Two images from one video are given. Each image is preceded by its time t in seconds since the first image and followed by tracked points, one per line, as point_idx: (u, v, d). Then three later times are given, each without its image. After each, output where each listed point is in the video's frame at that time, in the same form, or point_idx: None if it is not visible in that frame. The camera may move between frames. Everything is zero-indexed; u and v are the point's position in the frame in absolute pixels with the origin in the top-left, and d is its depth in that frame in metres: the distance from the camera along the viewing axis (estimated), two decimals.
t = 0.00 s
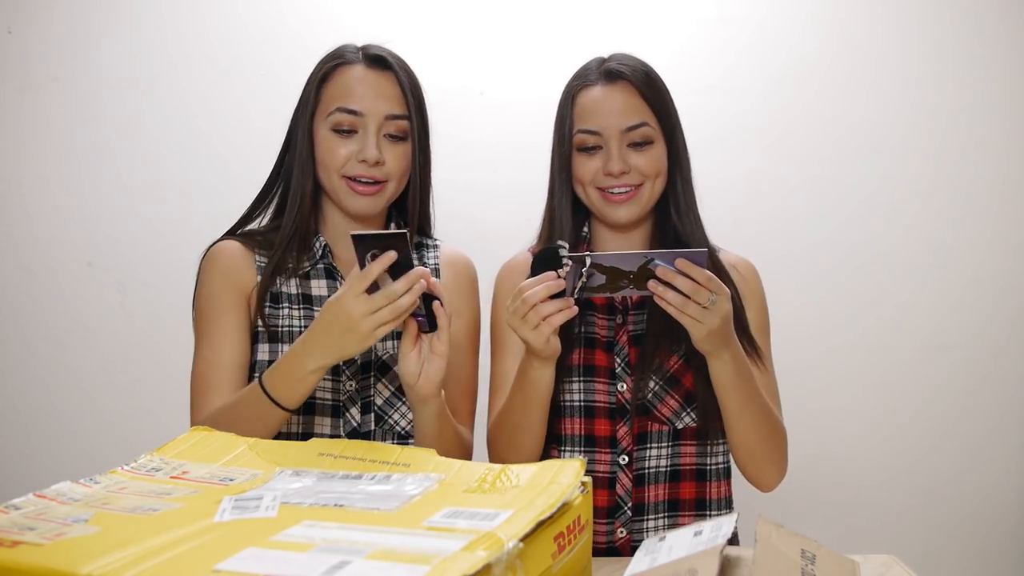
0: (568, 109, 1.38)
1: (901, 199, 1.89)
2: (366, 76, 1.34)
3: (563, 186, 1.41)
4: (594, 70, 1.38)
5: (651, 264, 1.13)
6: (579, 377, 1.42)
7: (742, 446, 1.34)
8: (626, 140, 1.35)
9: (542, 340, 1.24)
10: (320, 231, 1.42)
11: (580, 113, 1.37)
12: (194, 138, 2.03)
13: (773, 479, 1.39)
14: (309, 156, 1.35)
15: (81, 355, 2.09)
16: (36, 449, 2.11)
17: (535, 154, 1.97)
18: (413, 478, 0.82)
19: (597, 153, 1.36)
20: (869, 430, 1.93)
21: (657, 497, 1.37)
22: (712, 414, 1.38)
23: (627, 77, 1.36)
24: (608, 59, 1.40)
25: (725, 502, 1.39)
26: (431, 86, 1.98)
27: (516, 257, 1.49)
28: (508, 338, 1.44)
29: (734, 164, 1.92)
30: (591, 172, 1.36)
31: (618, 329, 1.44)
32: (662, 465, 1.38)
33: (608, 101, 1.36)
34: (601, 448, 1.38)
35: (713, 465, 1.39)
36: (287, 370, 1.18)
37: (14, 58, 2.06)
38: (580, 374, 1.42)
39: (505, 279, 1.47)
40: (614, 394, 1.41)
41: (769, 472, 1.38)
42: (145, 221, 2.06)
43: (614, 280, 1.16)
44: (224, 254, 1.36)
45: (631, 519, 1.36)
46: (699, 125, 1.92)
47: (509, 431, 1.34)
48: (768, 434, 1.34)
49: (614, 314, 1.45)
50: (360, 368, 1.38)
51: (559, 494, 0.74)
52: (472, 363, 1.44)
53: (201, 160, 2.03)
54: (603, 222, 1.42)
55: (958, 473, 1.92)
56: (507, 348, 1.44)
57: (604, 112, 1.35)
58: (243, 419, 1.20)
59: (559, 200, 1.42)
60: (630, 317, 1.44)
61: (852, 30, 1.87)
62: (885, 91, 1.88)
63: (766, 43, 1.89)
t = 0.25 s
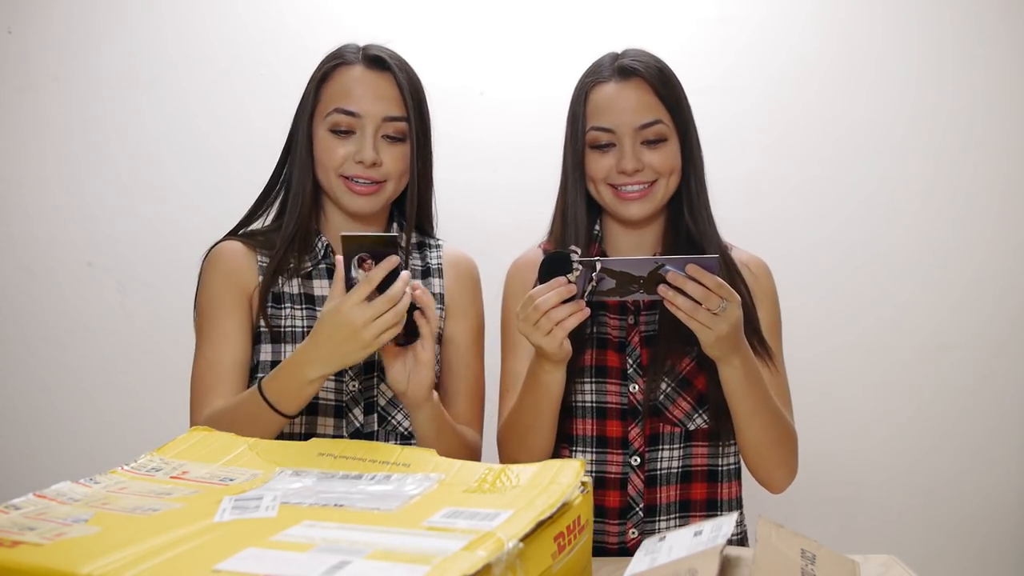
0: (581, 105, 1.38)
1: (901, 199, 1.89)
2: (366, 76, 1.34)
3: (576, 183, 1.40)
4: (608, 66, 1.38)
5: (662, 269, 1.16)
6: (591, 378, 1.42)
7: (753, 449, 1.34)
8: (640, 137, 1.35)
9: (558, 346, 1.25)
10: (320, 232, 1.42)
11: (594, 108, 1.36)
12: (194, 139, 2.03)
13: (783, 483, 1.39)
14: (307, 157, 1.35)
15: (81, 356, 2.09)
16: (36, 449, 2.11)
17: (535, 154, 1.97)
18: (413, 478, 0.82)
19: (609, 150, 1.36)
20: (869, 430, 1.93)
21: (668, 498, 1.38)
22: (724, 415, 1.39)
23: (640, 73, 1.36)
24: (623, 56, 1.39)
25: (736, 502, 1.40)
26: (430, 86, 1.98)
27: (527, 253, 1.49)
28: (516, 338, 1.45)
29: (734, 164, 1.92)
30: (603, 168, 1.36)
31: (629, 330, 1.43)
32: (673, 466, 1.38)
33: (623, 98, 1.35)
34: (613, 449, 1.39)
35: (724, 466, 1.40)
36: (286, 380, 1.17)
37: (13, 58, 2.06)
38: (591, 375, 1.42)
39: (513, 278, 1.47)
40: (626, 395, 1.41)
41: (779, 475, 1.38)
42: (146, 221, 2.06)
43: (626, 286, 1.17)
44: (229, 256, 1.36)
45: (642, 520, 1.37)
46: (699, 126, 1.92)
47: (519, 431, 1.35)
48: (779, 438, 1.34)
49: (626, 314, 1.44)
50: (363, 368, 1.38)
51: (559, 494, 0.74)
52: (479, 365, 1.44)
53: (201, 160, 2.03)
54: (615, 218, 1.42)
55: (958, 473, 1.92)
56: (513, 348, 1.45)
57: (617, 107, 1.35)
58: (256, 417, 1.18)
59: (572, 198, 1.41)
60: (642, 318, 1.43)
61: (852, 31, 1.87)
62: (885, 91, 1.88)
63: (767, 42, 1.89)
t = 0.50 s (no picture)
0: (589, 103, 1.38)
1: (901, 199, 1.89)
2: (369, 78, 1.34)
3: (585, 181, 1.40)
4: (615, 65, 1.38)
5: (662, 275, 1.15)
6: (599, 379, 1.42)
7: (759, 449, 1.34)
8: (647, 135, 1.35)
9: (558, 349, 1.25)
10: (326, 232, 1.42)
11: (603, 107, 1.36)
12: (195, 139, 2.03)
13: (791, 482, 1.39)
14: (311, 159, 1.36)
15: (81, 356, 2.09)
16: (36, 449, 2.11)
17: (535, 154, 1.97)
18: (413, 478, 0.82)
19: (617, 148, 1.36)
20: (870, 429, 1.93)
21: (676, 499, 1.38)
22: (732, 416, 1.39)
23: (647, 71, 1.36)
24: (636, 53, 1.39)
25: (744, 502, 1.40)
26: (430, 86, 1.98)
27: (536, 250, 1.49)
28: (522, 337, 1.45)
29: (734, 164, 1.92)
30: (612, 167, 1.36)
31: (638, 330, 1.43)
32: (681, 467, 1.38)
33: (630, 96, 1.35)
34: (621, 450, 1.39)
35: (732, 466, 1.40)
36: (275, 357, 1.12)
37: (13, 58, 2.06)
38: (600, 376, 1.42)
39: (521, 277, 1.47)
40: (634, 395, 1.41)
41: (786, 475, 1.38)
42: (146, 221, 2.06)
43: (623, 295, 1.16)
44: (235, 251, 1.35)
45: (649, 520, 1.37)
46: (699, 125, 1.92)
47: (526, 430, 1.35)
48: (786, 440, 1.34)
49: (635, 315, 1.44)
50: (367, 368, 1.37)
51: (559, 494, 0.74)
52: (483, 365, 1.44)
53: (201, 159, 2.03)
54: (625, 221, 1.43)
55: (958, 473, 1.92)
56: (518, 348, 1.45)
57: (625, 106, 1.35)
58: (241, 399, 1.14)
59: (582, 198, 1.42)
60: (651, 319, 1.43)
61: (852, 30, 1.87)
62: (885, 91, 1.88)
63: (767, 42, 1.89)
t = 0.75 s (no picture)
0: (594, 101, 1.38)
1: (901, 199, 1.89)
2: (370, 80, 1.34)
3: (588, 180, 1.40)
4: (621, 61, 1.38)
5: (662, 286, 1.13)
6: (600, 376, 1.42)
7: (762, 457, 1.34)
8: (652, 132, 1.35)
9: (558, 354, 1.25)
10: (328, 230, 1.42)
11: (607, 105, 1.36)
12: (195, 139, 2.03)
13: (795, 485, 1.39)
14: (312, 162, 1.36)
15: (81, 356, 2.09)
16: (36, 449, 2.11)
17: (535, 154, 1.97)
18: (413, 478, 0.82)
19: (621, 145, 1.36)
20: (869, 429, 1.93)
21: (674, 497, 1.38)
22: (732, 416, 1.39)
23: (652, 68, 1.36)
24: (643, 51, 1.39)
25: (742, 501, 1.40)
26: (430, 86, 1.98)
27: (539, 247, 1.49)
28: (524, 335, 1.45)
29: (734, 164, 1.92)
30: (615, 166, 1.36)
31: (640, 327, 1.42)
32: (680, 465, 1.38)
33: (636, 92, 1.36)
34: (620, 447, 1.40)
35: (731, 466, 1.40)
36: (268, 330, 1.10)
37: (13, 58, 2.06)
38: (601, 373, 1.42)
39: (524, 273, 1.47)
40: (635, 393, 1.41)
41: (790, 479, 1.38)
42: (146, 221, 2.06)
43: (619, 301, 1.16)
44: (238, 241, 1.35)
45: (646, 518, 1.38)
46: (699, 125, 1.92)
47: (529, 428, 1.35)
48: (788, 445, 1.34)
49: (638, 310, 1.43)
50: (366, 366, 1.38)
51: (559, 494, 0.74)
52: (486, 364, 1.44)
53: (201, 160, 2.03)
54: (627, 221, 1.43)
55: (958, 473, 1.92)
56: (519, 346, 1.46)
57: (629, 105, 1.35)
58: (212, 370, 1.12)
59: (586, 196, 1.42)
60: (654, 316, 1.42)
61: (852, 30, 1.87)
62: (885, 91, 1.88)
63: (767, 42, 1.89)
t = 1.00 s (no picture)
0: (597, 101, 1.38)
1: (900, 199, 1.89)
2: (370, 83, 1.34)
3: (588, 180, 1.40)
4: (626, 60, 1.38)
5: (658, 271, 1.15)
6: (597, 374, 1.42)
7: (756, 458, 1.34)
8: (654, 132, 1.36)
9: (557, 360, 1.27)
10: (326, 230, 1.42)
11: (609, 106, 1.37)
12: (195, 139, 2.03)
13: (791, 483, 1.40)
14: (313, 163, 1.36)
15: (81, 356, 2.09)
16: (36, 449, 2.11)
17: (535, 154, 1.97)
18: (413, 478, 0.82)
19: (623, 145, 1.36)
20: (869, 429, 1.93)
21: (671, 495, 1.38)
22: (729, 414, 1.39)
23: (655, 69, 1.36)
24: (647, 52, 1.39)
25: (740, 500, 1.40)
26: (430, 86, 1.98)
27: (534, 247, 1.49)
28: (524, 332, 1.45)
29: (734, 164, 1.92)
30: (614, 168, 1.36)
31: (637, 325, 1.43)
32: (677, 464, 1.38)
33: (639, 92, 1.36)
34: (616, 446, 1.39)
35: (729, 464, 1.40)
36: (275, 334, 1.13)
37: (13, 58, 2.06)
38: (597, 372, 1.42)
39: (524, 269, 1.47)
40: (631, 391, 1.41)
41: (786, 477, 1.39)
42: (146, 221, 2.06)
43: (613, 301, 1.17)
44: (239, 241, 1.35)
45: (643, 516, 1.37)
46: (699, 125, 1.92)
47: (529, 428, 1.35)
48: (783, 443, 1.35)
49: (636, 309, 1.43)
50: (364, 365, 1.37)
51: (559, 494, 0.74)
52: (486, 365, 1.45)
53: (201, 160, 2.03)
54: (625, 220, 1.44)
55: (958, 473, 1.92)
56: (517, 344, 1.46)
57: (631, 106, 1.35)
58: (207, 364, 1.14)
59: (585, 196, 1.42)
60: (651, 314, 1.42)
61: (852, 30, 1.87)
62: (885, 90, 1.88)
63: (767, 42, 1.89)
